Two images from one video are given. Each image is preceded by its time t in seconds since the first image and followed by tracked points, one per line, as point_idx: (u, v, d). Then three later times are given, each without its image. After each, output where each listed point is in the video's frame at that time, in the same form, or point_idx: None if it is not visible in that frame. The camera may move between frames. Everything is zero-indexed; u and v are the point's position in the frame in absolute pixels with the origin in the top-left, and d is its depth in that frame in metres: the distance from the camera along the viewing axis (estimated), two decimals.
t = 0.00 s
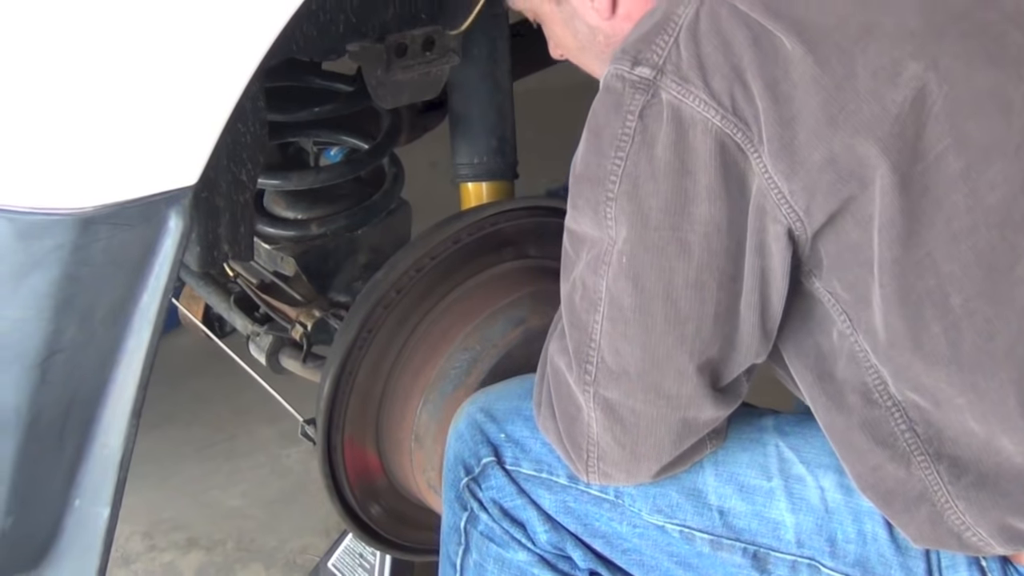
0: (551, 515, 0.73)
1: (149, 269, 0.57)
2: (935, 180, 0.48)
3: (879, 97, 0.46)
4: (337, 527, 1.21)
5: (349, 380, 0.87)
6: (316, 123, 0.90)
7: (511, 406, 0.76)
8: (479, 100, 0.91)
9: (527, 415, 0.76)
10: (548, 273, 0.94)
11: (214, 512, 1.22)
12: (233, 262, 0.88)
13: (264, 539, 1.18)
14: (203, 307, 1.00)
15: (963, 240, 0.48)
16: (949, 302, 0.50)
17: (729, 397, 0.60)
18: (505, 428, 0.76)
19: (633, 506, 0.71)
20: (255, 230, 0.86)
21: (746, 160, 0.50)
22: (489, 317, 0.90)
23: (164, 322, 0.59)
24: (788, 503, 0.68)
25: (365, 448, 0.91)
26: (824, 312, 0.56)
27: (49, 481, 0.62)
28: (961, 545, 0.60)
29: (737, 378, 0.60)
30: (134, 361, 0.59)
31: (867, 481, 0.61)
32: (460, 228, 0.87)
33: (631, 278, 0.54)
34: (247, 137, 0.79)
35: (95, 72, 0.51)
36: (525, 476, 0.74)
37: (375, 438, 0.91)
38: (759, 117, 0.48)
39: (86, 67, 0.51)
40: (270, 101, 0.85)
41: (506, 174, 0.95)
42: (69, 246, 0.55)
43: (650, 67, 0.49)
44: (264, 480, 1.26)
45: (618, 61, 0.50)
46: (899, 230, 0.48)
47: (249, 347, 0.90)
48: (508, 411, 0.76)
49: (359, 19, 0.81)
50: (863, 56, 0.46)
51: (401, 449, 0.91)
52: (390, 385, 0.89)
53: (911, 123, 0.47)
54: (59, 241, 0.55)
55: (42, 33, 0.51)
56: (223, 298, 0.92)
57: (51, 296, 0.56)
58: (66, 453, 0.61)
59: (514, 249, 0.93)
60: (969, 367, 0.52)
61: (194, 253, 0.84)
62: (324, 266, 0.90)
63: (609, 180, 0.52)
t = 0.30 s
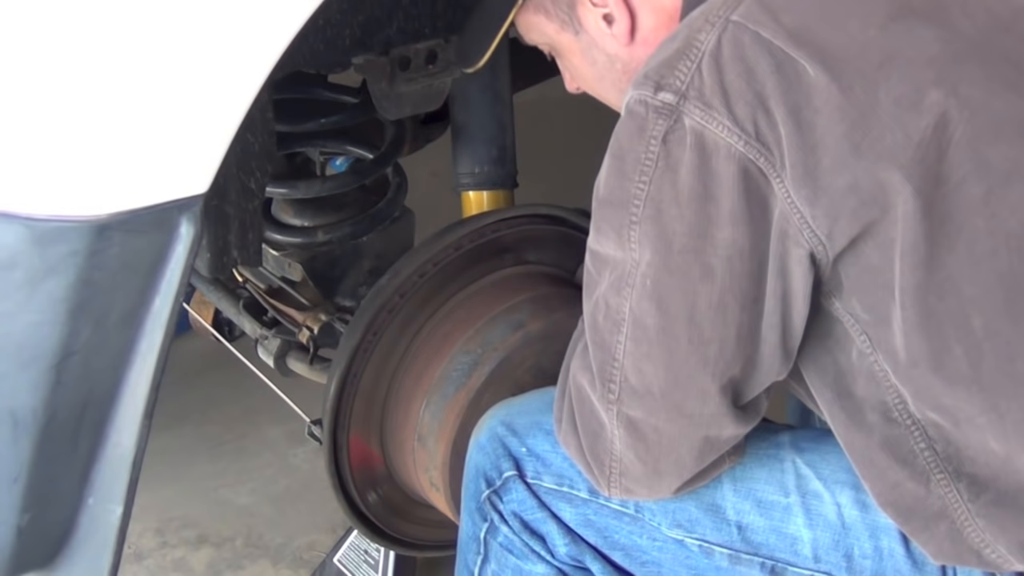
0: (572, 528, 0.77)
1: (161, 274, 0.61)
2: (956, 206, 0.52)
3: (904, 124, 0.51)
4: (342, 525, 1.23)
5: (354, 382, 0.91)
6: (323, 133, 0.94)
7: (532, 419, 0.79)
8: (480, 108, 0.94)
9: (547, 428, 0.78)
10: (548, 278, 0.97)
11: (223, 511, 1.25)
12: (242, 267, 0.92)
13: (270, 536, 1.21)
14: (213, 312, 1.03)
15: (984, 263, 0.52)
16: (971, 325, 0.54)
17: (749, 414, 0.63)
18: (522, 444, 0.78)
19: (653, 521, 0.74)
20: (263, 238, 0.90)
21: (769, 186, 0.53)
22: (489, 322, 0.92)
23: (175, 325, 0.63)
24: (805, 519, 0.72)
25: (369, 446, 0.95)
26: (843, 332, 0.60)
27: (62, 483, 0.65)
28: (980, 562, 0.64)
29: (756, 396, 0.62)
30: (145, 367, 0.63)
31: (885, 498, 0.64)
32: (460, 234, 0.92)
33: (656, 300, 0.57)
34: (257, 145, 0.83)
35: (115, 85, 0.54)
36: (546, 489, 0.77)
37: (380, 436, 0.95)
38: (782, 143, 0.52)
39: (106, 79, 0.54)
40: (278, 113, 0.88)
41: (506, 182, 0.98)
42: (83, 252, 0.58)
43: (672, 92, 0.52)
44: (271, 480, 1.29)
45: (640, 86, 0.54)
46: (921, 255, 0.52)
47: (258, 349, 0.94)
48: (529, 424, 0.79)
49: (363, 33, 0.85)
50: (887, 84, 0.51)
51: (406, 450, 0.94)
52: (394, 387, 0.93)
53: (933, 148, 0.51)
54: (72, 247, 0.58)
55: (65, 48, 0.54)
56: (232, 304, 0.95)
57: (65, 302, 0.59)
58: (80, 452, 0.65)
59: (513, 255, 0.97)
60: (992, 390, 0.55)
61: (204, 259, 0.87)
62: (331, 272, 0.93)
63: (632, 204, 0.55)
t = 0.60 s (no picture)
0: (607, 551, 0.82)
1: (171, 281, 0.65)
2: (997, 237, 0.55)
3: (942, 156, 0.54)
4: (349, 522, 1.27)
5: (359, 383, 0.95)
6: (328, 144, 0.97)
7: (567, 442, 0.82)
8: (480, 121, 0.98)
9: (583, 451, 0.81)
10: (546, 283, 1.00)
11: (236, 508, 1.28)
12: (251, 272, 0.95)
13: (281, 533, 1.25)
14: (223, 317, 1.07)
15: None
16: (1011, 355, 0.57)
17: (787, 444, 0.64)
18: (551, 463, 0.82)
19: (689, 546, 0.77)
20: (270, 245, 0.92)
21: (808, 221, 0.55)
22: (488, 326, 0.94)
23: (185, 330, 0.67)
24: (838, 546, 0.75)
25: (374, 443, 0.99)
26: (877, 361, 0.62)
27: (77, 483, 0.70)
28: None
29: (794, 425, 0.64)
30: (154, 374, 0.67)
31: (922, 528, 0.65)
32: (460, 241, 0.96)
33: (692, 332, 0.59)
34: (264, 156, 0.86)
35: (116, 116, 0.58)
36: (582, 511, 0.81)
37: (383, 432, 0.99)
38: (819, 177, 0.55)
39: (109, 97, 0.58)
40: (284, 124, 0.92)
41: (504, 190, 1.02)
42: (96, 259, 0.63)
43: (709, 127, 0.56)
44: (280, 480, 1.33)
45: (676, 123, 0.57)
46: (962, 286, 0.55)
47: (266, 352, 0.98)
48: (565, 447, 0.82)
49: (367, 46, 0.88)
50: (925, 117, 0.54)
51: (410, 450, 0.97)
52: (398, 389, 0.97)
53: (974, 181, 0.54)
54: (87, 255, 0.62)
55: (67, 79, 0.58)
56: (241, 309, 1.00)
57: (77, 309, 0.64)
58: (95, 451, 0.69)
59: (512, 261, 1.01)
60: None
61: (214, 266, 0.91)
62: (336, 276, 0.96)
63: (670, 238, 0.58)
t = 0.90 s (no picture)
0: None
1: (181, 285, 0.71)
2: None
3: (1010, 209, 0.56)
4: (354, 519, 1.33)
5: (363, 384, 0.98)
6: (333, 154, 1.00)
7: (619, 479, 0.84)
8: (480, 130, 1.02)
9: (635, 489, 0.84)
10: (544, 286, 1.04)
11: (245, 505, 1.35)
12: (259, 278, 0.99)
13: (288, 530, 1.31)
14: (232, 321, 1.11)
15: None
16: None
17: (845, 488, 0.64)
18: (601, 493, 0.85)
19: None
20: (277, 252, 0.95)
21: (870, 276, 0.56)
22: (488, 328, 0.97)
23: (193, 334, 0.73)
24: None
25: (377, 441, 1.02)
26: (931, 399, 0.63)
27: (91, 481, 0.76)
28: None
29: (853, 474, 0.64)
30: (166, 373, 0.73)
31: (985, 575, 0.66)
32: (460, 246, 0.99)
33: (750, 385, 0.60)
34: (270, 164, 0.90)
35: (126, 132, 0.64)
36: (634, 549, 0.84)
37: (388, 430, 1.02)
38: (881, 233, 0.55)
39: (126, 108, 0.64)
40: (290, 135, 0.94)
41: (503, 197, 1.06)
42: (107, 265, 0.68)
43: (767, 180, 0.57)
44: (288, 478, 1.39)
45: (734, 176, 0.58)
46: None
47: (273, 355, 1.02)
48: (617, 484, 0.84)
49: (369, 58, 0.90)
50: (992, 169, 0.56)
51: (413, 448, 1.01)
52: (400, 389, 1.00)
53: None
54: (100, 261, 0.68)
55: (81, 100, 0.64)
56: (249, 312, 1.02)
57: (88, 313, 0.69)
58: (109, 451, 0.75)
59: (510, 265, 1.04)
60: None
61: (222, 271, 0.93)
62: (340, 281, 1.00)
63: (728, 290, 0.59)
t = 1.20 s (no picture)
0: None
1: (193, 287, 0.76)
2: None
3: None
4: (360, 514, 1.39)
5: (369, 383, 1.01)
6: (339, 161, 1.04)
7: (670, 535, 0.89)
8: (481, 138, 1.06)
9: (686, 546, 0.88)
10: (542, 288, 1.08)
11: (255, 500, 1.42)
12: (267, 283, 1.03)
13: (297, 525, 1.38)
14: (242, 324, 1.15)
15: None
16: None
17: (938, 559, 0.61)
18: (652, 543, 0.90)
19: None
20: (286, 257, 0.99)
21: (994, 358, 0.55)
22: (490, 329, 1.01)
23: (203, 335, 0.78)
24: None
25: (383, 438, 1.06)
26: None
27: (107, 478, 0.80)
28: None
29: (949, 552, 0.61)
30: (178, 372, 0.78)
31: None
32: (462, 250, 1.02)
33: (846, 455, 0.58)
34: (279, 172, 0.93)
35: (137, 143, 0.69)
36: None
37: (392, 427, 1.06)
38: (1006, 317, 0.54)
39: (142, 117, 0.69)
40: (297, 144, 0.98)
41: (504, 202, 1.10)
42: (121, 269, 0.72)
43: (882, 256, 0.57)
44: (296, 476, 1.46)
45: (846, 247, 0.58)
46: None
47: (282, 356, 1.05)
48: (668, 540, 0.89)
49: (373, 69, 0.93)
50: None
51: (417, 445, 1.04)
52: (405, 388, 1.04)
53: None
54: (113, 265, 0.72)
55: (97, 113, 0.69)
56: (259, 315, 1.06)
57: (104, 316, 0.74)
58: (123, 447, 0.79)
59: (511, 268, 1.07)
60: None
61: (232, 275, 0.97)
62: (347, 286, 1.04)
63: (833, 361, 0.58)
